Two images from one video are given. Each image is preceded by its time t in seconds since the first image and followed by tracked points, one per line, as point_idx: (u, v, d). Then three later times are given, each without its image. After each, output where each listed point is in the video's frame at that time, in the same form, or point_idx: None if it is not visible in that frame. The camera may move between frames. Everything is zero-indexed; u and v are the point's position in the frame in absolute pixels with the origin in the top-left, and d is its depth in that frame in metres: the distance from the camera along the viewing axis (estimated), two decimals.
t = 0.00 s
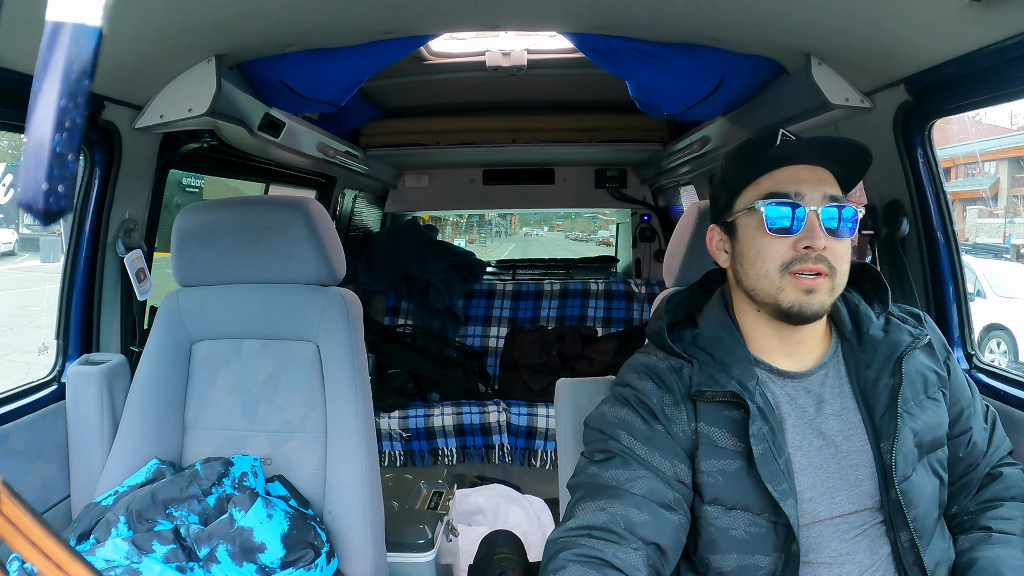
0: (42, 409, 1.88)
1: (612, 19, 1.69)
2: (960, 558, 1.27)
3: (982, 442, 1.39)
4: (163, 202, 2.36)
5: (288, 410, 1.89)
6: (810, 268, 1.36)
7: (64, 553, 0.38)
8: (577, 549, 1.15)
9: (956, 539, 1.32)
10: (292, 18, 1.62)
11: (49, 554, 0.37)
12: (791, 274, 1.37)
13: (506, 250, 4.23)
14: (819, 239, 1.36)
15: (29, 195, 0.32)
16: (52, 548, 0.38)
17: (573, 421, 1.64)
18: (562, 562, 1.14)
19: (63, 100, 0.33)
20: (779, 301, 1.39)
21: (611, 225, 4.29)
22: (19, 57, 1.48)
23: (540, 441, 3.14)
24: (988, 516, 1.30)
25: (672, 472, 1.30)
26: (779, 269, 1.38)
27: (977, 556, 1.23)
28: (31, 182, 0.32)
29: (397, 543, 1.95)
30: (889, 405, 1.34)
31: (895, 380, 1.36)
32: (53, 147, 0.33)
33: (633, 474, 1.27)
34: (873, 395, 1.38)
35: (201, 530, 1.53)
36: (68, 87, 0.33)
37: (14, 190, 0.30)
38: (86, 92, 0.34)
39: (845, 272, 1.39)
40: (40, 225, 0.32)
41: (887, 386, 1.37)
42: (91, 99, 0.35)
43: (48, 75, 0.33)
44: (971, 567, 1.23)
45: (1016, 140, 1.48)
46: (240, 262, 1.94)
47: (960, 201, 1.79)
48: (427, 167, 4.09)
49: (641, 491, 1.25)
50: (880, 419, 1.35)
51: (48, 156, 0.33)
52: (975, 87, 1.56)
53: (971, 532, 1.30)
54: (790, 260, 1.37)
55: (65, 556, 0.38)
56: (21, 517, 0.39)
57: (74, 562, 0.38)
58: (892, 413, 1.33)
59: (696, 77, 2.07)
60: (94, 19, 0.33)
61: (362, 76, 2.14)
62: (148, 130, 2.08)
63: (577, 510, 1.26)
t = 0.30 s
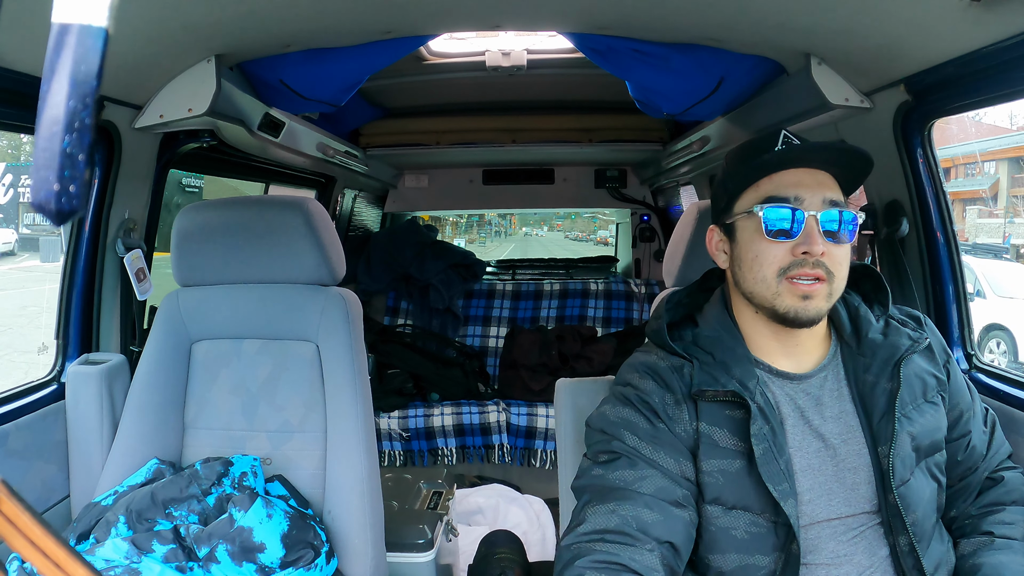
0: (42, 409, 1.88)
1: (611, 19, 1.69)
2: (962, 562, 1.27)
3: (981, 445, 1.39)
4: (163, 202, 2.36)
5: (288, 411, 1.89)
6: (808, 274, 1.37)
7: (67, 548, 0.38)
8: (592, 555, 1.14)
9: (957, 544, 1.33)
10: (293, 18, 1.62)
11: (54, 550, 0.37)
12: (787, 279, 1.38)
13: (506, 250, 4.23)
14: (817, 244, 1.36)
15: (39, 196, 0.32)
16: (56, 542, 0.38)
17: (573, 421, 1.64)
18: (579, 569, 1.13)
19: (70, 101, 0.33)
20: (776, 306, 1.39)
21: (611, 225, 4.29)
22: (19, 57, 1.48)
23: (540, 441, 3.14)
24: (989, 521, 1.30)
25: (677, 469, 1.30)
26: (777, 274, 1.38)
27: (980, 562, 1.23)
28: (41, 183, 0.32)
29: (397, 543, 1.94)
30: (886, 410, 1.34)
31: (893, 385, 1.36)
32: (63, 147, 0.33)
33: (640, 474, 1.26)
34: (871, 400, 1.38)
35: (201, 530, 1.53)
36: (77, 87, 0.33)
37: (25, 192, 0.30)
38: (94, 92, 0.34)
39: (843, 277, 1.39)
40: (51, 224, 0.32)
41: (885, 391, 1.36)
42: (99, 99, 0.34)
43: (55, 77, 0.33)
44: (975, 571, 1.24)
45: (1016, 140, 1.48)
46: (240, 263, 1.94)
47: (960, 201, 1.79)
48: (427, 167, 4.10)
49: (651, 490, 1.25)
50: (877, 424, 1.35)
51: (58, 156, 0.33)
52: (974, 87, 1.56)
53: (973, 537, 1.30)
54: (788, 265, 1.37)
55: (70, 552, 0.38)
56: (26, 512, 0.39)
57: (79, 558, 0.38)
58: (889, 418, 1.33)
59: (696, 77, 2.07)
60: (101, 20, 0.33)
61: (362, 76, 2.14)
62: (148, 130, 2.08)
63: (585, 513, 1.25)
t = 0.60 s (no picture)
0: (42, 408, 1.88)
1: (612, 19, 1.69)
2: (962, 563, 1.27)
3: (977, 446, 1.39)
4: (163, 202, 2.36)
5: (287, 410, 1.89)
6: (802, 277, 1.37)
7: (67, 551, 0.38)
8: (592, 547, 1.15)
9: (957, 546, 1.32)
10: (293, 17, 1.62)
11: (53, 550, 0.37)
12: (782, 282, 1.38)
13: (506, 250, 4.23)
14: (811, 248, 1.36)
15: (38, 197, 0.32)
16: (55, 543, 0.38)
17: (573, 421, 1.64)
18: (578, 560, 1.13)
19: (69, 101, 0.33)
20: (771, 309, 1.40)
21: (610, 225, 4.29)
22: (19, 57, 1.48)
23: (540, 441, 3.14)
24: (990, 522, 1.30)
25: (677, 460, 1.30)
26: (772, 278, 1.39)
27: (983, 564, 1.23)
28: (39, 183, 0.32)
29: (397, 543, 1.94)
30: (883, 410, 1.35)
31: (889, 385, 1.36)
32: (61, 147, 0.33)
33: (640, 464, 1.27)
34: (868, 399, 1.38)
35: (201, 530, 1.53)
36: (76, 88, 0.33)
37: (23, 192, 0.30)
38: (93, 92, 0.33)
39: (837, 280, 1.39)
40: (51, 224, 0.32)
41: (881, 391, 1.37)
42: (98, 99, 0.34)
43: (54, 76, 0.32)
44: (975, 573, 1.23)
45: (1016, 140, 1.48)
46: (239, 262, 1.94)
47: (960, 201, 1.79)
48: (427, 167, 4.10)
49: (651, 479, 1.25)
50: (874, 424, 1.35)
51: (56, 156, 0.33)
52: (974, 87, 1.56)
53: (974, 538, 1.30)
54: (783, 270, 1.38)
55: (69, 553, 0.38)
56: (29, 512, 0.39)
57: (79, 558, 0.38)
58: (886, 418, 1.33)
59: (695, 77, 2.07)
60: (99, 20, 0.33)
61: (362, 76, 2.14)
62: (148, 130, 2.08)
63: (586, 506, 1.25)
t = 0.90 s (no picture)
0: (42, 408, 1.88)
1: (611, 19, 1.69)
2: (962, 562, 1.27)
3: (977, 445, 1.39)
4: (163, 201, 2.36)
5: (287, 410, 1.89)
6: (800, 277, 1.37)
7: (65, 550, 0.38)
8: (581, 550, 1.14)
9: (957, 545, 1.32)
10: (292, 17, 1.62)
11: (52, 551, 0.37)
12: (780, 281, 1.38)
13: (506, 250, 4.23)
14: (808, 248, 1.36)
15: (33, 195, 0.31)
16: (54, 544, 0.38)
17: (573, 422, 1.64)
18: (566, 562, 1.13)
19: (63, 100, 0.33)
20: (768, 308, 1.40)
21: (610, 225, 4.29)
22: (18, 57, 1.48)
23: (540, 441, 3.14)
24: (989, 520, 1.30)
25: (674, 468, 1.30)
26: (768, 277, 1.39)
27: (983, 561, 1.23)
28: (35, 181, 0.32)
29: (397, 543, 1.94)
30: (885, 410, 1.35)
31: (892, 385, 1.36)
32: (56, 146, 0.33)
33: (637, 471, 1.27)
34: (870, 400, 1.38)
35: (200, 530, 1.53)
36: (71, 87, 0.33)
37: (18, 189, 0.30)
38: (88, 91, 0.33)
39: (837, 280, 1.38)
40: (45, 223, 0.32)
41: (883, 391, 1.37)
42: (94, 98, 0.34)
43: (49, 75, 0.32)
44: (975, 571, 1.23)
45: (1015, 140, 1.48)
46: (239, 264, 1.94)
47: (960, 201, 1.79)
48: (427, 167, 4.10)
49: (646, 486, 1.25)
50: (876, 423, 1.35)
51: (50, 155, 0.33)
52: (974, 87, 1.56)
53: (973, 536, 1.30)
54: (779, 269, 1.38)
55: (68, 553, 0.38)
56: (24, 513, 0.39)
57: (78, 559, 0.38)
58: (888, 417, 1.33)
59: (695, 77, 2.07)
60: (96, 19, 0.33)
61: (362, 76, 2.14)
62: (148, 130, 2.08)
63: (582, 510, 1.25)
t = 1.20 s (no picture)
0: (41, 408, 1.88)
1: (611, 19, 1.69)
2: (960, 559, 1.27)
3: (978, 444, 1.40)
4: (163, 201, 2.36)
5: (288, 411, 1.89)
6: (794, 279, 1.37)
7: (65, 550, 0.38)
8: (593, 556, 1.14)
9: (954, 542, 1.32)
10: (292, 17, 1.62)
11: (54, 552, 0.37)
12: (773, 284, 1.38)
13: (506, 250, 4.23)
14: (803, 249, 1.36)
15: (34, 196, 0.32)
16: (57, 543, 0.38)
17: (572, 422, 1.64)
18: (578, 569, 1.13)
19: (66, 101, 0.33)
20: (761, 311, 1.40)
21: (610, 225, 4.29)
22: (18, 57, 1.48)
23: (540, 441, 3.13)
24: (987, 516, 1.30)
25: (674, 470, 1.30)
26: (762, 279, 1.38)
27: (978, 557, 1.23)
28: (37, 183, 0.32)
29: (397, 543, 1.94)
30: (886, 410, 1.35)
31: (892, 385, 1.36)
32: (58, 148, 0.33)
33: (640, 474, 1.26)
34: (870, 400, 1.38)
35: (200, 530, 1.53)
36: (73, 87, 0.33)
37: (19, 191, 0.30)
38: (90, 92, 0.33)
39: (831, 282, 1.38)
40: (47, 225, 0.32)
41: (884, 391, 1.37)
42: (96, 100, 0.34)
43: (51, 77, 0.33)
44: (973, 567, 1.23)
45: (1015, 140, 1.48)
46: (238, 264, 1.94)
47: (960, 201, 1.79)
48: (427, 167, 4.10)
49: (650, 490, 1.25)
50: (876, 425, 1.35)
51: (53, 157, 0.33)
52: (974, 87, 1.56)
53: (971, 532, 1.30)
54: (773, 270, 1.37)
55: (67, 554, 0.38)
56: (23, 512, 0.39)
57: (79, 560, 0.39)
58: (888, 418, 1.33)
59: (695, 77, 2.07)
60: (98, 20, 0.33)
61: (362, 76, 2.14)
62: (148, 130, 2.08)
63: (583, 512, 1.25)
